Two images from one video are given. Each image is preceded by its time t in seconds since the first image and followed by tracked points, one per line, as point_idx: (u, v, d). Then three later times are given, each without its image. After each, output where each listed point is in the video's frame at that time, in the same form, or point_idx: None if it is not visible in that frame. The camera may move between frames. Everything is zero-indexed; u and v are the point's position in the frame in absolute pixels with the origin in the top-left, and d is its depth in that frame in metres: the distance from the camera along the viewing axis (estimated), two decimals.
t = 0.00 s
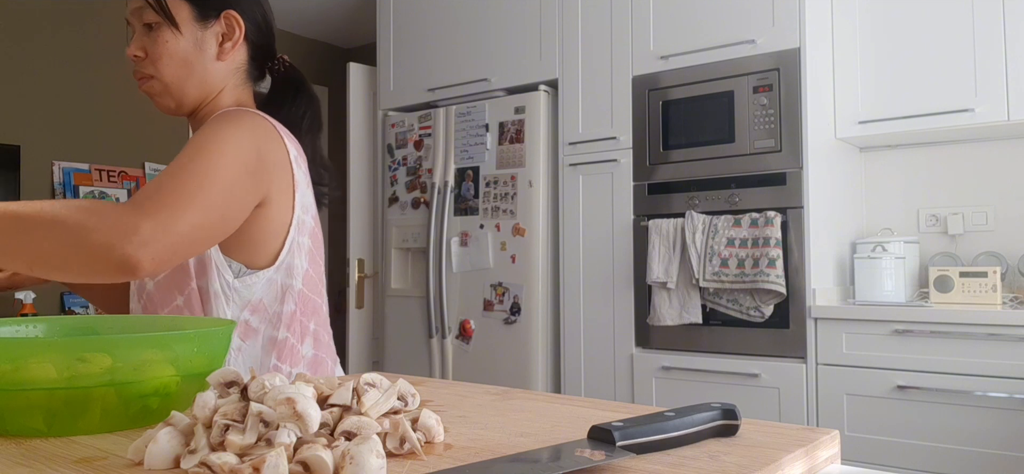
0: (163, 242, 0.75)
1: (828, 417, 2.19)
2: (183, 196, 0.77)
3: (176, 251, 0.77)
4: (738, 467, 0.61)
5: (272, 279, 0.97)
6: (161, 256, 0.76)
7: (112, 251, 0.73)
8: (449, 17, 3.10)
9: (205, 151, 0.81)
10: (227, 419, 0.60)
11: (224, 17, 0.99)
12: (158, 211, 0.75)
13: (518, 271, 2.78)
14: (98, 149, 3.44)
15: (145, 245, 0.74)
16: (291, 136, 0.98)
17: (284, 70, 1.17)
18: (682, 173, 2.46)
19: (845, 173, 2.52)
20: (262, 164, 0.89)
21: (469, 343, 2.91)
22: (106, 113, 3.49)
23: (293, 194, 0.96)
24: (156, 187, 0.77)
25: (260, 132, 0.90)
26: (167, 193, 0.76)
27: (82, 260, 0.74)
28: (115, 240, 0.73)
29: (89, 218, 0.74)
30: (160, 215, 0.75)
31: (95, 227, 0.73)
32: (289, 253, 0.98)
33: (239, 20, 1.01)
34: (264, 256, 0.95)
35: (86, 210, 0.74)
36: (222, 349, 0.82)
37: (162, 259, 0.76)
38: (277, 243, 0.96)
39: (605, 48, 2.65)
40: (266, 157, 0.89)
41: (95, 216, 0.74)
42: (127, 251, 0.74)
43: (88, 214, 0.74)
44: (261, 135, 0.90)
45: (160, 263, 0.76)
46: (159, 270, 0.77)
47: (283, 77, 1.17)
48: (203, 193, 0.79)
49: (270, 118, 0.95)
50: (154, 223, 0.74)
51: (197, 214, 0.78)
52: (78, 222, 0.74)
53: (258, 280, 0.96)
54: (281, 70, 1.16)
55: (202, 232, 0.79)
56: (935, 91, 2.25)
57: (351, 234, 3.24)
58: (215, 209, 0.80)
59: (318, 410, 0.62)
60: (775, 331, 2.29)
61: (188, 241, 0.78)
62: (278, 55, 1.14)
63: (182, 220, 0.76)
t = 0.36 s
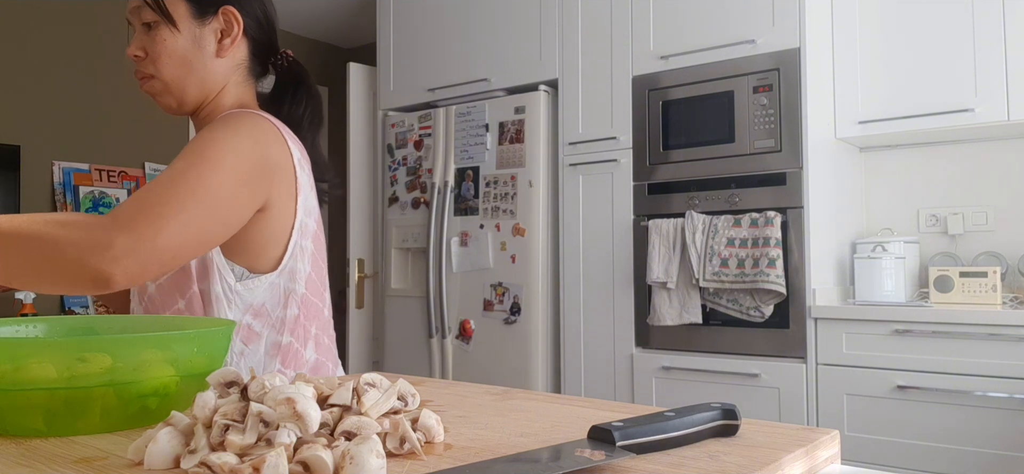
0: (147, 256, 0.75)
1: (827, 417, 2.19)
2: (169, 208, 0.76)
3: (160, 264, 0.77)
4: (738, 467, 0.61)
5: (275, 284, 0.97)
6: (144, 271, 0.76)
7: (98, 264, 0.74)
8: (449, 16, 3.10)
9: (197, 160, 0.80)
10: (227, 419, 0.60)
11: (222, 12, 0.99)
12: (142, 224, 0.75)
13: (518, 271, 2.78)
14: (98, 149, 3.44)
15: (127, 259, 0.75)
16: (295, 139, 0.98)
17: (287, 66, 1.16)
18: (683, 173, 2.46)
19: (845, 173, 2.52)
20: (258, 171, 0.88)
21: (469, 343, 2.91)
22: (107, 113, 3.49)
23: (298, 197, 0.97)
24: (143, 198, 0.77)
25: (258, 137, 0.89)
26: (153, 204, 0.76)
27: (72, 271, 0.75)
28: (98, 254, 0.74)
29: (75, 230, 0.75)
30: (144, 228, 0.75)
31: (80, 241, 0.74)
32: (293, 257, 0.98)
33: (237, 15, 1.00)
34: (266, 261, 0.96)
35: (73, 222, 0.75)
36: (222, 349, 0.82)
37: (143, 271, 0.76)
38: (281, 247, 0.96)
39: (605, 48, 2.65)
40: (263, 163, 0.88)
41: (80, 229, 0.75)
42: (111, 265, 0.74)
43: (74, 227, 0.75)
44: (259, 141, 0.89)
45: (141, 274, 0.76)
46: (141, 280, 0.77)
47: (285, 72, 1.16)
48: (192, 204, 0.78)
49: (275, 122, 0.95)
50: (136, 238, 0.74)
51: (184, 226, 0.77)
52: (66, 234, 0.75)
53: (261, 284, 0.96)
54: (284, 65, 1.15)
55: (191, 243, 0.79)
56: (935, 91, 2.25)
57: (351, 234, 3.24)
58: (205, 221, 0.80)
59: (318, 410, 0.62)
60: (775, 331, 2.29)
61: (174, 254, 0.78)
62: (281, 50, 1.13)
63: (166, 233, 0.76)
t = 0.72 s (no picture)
0: (181, 255, 0.75)
1: (827, 417, 2.19)
2: (198, 209, 0.77)
3: (193, 263, 0.77)
4: (738, 467, 0.61)
5: (271, 285, 0.97)
6: (179, 270, 0.76)
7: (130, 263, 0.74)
8: (449, 17, 3.10)
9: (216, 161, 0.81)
10: (227, 420, 0.60)
11: (216, 10, 0.98)
12: (177, 225, 0.75)
13: (518, 271, 2.78)
14: (98, 150, 3.44)
15: (165, 259, 0.75)
16: (296, 139, 0.98)
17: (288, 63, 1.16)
18: (682, 173, 2.46)
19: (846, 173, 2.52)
20: (269, 170, 0.88)
21: (469, 343, 2.91)
22: (107, 113, 3.49)
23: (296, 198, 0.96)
24: (170, 198, 0.77)
25: (266, 137, 0.89)
26: (185, 206, 0.76)
27: (94, 269, 0.74)
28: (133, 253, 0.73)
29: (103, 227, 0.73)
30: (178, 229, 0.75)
31: (113, 239, 0.73)
32: (290, 258, 0.98)
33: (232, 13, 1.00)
34: (264, 262, 0.96)
35: (100, 219, 0.74)
36: (223, 349, 0.82)
37: (180, 272, 0.76)
38: (276, 249, 0.96)
39: (605, 48, 2.65)
40: (273, 163, 0.89)
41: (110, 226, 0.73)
42: (147, 266, 0.74)
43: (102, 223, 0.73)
44: (267, 140, 0.89)
45: (178, 276, 0.77)
46: (175, 282, 0.77)
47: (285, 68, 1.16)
48: (216, 204, 0.79)
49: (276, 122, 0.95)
50: (174, 238, 0.75)
51: (212, 226, 0.78)
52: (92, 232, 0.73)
53: (258, 286, 0.96)
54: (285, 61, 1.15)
55: (218, 242, 0.79)
56: (934, 91, 2.25)
57: (351, 234, 3.25)
58: (229, 221, 0.81)
59: (318, 410, 0.62)
60: (774, 331, 2.29)
61: (203, 253, 0.78)
62: (282, 46, 1.13)
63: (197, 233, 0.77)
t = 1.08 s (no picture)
0: (173, 259, 0.76)
1: (828, 417, 2.19)
2: (187, 215, 0.77)
3: (184, 268, 0.77)
4: (739, 467, 0.61)
5: (276, 286, 0.97)
6: (169, 275, 0.76)
7: (120, 271, 0.74)
8: (449, 17, 3.10)
9: (207, 166, 0.80)
10: (227, 419, 0.60)
11: (220, 12, 0.98)
12: (166, 230, 0.75)
13: (518, 271, 2.78)
14: (97, 150, 3.44)
15: (153, 266, 0.74)
16: (300, 139, 0.98)
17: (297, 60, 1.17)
18: (682, 173, 2.46)
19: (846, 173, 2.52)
20: (266, 172, 0.88)
21: (469, 343, 2.91)
22: (107, 113, 3.49)
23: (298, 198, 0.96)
24: (160, 205, 0.76)
25: (263, 137, 0.89)
26: (176, 211, 0.76)
27: (86, 277, 0.74)
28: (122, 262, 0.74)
29: (92, 237, 0.74)
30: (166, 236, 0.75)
31: (102, 248, 0.73)
32: (295, 258, 0.98)
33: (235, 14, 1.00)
34: (270, 260, 0.96)
35: (90, 228, 0.74)
36: (223, 350, 0.82)
37: (169, 277, 0.76)
38: (282, 248, 0.96)
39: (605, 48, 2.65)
40: (269, 165, 0.89)
41: (99, 235, 0.74)
42: (135, 272, 0.74)
43: (91, 233, 0.74)
44: (264, 141, 0.89)
45: (168, 280, 0.77)
46: (166, 287, 0.77)
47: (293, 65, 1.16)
48: (210, 208, 0.79)
49: (277, 122, 0.94)
50: (162, 244, 0.75)
51: (202, 232, 0.78)
52: (82, 242, 0.74)
53: (263, 286, 0.96)
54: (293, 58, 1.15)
55: (208, 247, 0.79)
56: (934, 91, 2.25)
57: (351, 234, 3.25)
58: (220, 226, 0.80)
59: (318, 410, 0.62)
60: (774, 331, 2.29)
61: (195, 257, 0.78)
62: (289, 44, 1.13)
63: (185, 239, 0.76)
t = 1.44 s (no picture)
0: (187, 256, 0.76)
1: (827, 417, 2.19)
2: (196, 212, 0.77)
3: (197, 264, 0.78)
4: (738, 467, 0.61)
5: (273, 281, 0.97)
6: (183, 272, 0.77)
7: (135, 269, 0.75)
8: (449, 16, 3.10)
9: (212, 164, 0.81)
10: (227, 419, 0.60)
11: (190, 18, 0.97)
12: (178, 228, 0.76)
13: (518, 271, 2.78)
14: (97, 150, 3.44)
15: (168, 263, 0.75)
16: (296, 136, 0.98)
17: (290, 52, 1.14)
18: (682, 174, 2.47)
19: (846, 173, 2.52)
20: (270, 168, 0.89)
21: (469, 343, 2.91)
22: (107, 113, 3.49)
23: (296, 194, 0.95)
24: (169, 203, 0.77)
25: (263, 134, 0.89)
26: (185, 209, 0.77)
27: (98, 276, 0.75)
28: (136, 261, 0.74)
29: (104, 237, 0.75)
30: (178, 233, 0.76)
31: (115, 247, 0.74)
32: (291, 254, 0.97)
33: (207, 17, 0.98)
34: (268, 255, 0.95)
35: (102, 228, 0.75)
36: (223, 350, 0.82)
37: (185, 273, 0.77)
38: (281, 240, 0.95)
39: (605, 48, 2.65)
40: (271, 161, 0.89)
41: (112, 235, 0.75)
42: (150, 269, 0.75)
43: (103, 233, 0.75)
44: (264, 138, 0.89)
45: (184, 277, 0.78)
46: (182, 284, 0.78)
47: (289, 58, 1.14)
48: (219, 204, 0.80)
49: (273, 120, 0.94)
50: (176, 241, 0.75)
51: (212, 229, 0.79)
52: (94, 242, 0.74)
53: (259, 282, 0.97)
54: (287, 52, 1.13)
55: (219, 244, 0.80)
56: (934, 91, 2.25)
57: (351, 234, 3.25)
58: (229, 223, 0.81)
59: (318, 410, 0.62)
60: (774, 331, 2.29)
61: (208, 253, 0.79)
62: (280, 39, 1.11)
63: (197, 236, 0.77)
